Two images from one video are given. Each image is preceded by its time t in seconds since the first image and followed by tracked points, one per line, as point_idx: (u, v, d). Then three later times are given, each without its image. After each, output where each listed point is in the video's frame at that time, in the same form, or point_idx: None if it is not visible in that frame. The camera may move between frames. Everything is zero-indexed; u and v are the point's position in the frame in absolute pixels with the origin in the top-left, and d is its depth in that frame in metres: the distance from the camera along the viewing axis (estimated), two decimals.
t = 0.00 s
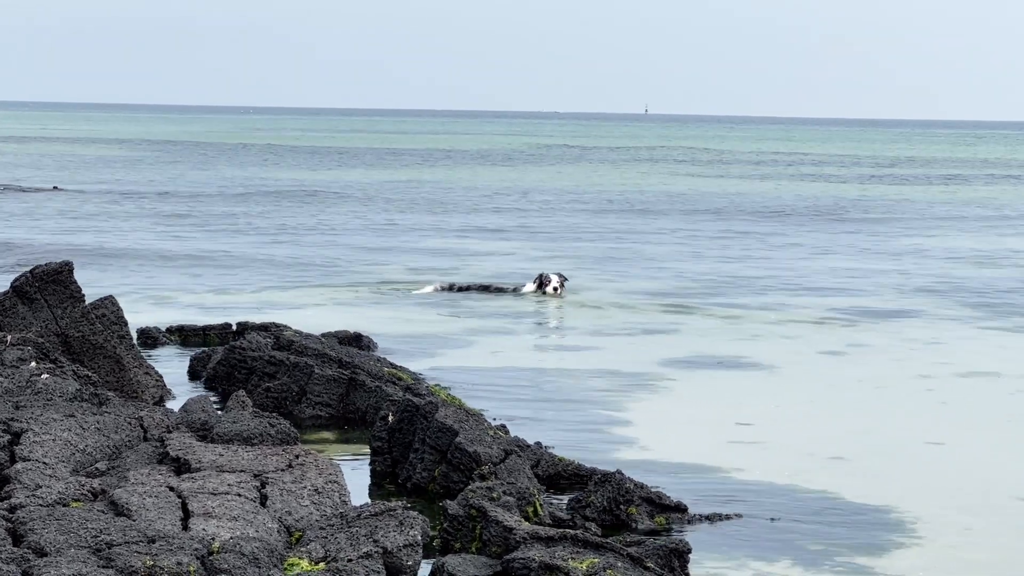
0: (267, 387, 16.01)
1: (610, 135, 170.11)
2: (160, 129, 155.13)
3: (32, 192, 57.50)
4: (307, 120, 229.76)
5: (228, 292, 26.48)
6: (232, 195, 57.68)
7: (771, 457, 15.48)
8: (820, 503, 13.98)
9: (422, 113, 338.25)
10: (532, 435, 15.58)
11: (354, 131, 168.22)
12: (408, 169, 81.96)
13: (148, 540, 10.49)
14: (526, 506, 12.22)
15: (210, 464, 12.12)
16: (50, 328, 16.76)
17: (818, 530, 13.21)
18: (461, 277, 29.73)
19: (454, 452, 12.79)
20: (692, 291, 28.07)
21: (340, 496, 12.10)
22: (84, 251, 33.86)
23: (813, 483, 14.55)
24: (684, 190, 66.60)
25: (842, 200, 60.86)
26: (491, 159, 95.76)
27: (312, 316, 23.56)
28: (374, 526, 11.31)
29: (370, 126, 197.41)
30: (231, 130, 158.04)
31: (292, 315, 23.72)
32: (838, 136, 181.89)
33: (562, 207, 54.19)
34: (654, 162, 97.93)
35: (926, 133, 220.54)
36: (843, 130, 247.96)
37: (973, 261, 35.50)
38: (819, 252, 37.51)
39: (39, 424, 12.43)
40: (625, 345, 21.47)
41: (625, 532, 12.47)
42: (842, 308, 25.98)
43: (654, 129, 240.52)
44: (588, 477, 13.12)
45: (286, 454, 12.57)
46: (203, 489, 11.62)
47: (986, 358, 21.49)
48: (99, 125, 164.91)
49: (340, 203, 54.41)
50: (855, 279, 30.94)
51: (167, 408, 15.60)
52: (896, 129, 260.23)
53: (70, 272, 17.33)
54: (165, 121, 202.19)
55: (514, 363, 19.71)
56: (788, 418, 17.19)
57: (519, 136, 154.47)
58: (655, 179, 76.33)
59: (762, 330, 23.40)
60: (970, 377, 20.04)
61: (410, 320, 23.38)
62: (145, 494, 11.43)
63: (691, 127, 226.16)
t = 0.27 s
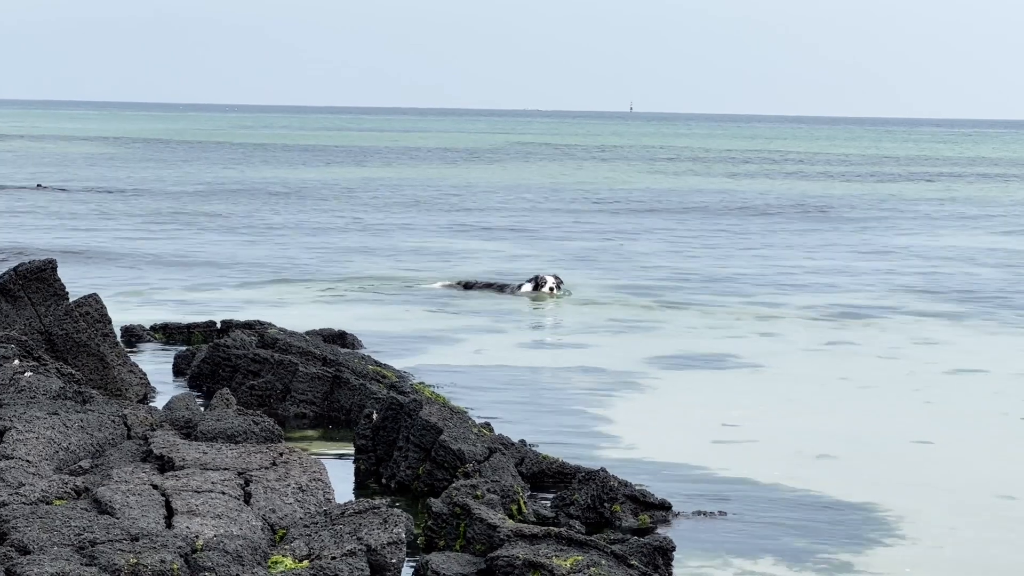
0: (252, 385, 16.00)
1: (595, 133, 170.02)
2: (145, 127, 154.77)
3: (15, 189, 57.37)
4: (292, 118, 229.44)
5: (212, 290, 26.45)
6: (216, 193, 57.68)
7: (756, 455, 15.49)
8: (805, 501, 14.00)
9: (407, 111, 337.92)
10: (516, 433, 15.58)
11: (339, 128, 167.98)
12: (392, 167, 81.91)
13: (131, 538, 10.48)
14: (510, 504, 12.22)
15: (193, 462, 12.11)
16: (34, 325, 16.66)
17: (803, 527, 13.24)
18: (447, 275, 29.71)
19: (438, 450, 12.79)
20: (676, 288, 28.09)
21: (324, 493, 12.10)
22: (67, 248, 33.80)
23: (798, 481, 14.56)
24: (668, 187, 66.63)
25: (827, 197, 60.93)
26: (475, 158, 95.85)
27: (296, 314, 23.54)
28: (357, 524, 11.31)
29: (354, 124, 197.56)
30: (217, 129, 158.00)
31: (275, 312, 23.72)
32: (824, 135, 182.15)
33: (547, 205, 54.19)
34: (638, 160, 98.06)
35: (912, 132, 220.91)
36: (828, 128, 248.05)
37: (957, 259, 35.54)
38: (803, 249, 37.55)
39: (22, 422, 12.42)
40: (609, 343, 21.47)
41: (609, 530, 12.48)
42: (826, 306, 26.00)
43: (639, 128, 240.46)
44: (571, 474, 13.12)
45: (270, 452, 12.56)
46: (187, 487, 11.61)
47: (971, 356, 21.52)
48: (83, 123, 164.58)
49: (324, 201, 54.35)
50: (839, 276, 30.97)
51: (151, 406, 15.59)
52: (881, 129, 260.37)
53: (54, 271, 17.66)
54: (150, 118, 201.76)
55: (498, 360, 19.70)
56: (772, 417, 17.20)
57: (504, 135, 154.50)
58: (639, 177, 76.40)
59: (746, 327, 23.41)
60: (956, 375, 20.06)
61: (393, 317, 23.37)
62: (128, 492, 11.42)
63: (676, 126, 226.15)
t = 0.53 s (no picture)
0: (237, 382, 15.98)
1: (581, 131, 169.92)
2: (131, 125, 154.47)
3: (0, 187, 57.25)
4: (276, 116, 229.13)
5: (198, 288, 26.42)
6: (201, 191, 57.56)
7: (741, 454, 15.49)
8: (792, 499, 14.00)
9: (392, 108, 337.73)
10: (502, 431, 15.59)
11: (325, 126, 167.76)
12: (377, 165, 81.78)
13: (116, 536, 10.46)
14: (496, 502, 12.23)
15: (178, 459, 12.11)
16: (18, 322, 16.58)
17: (789, 525, 13.26)
18: (432, 273, 29.70)
19: (424, 448, 12.79)
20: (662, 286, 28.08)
21: (309, 491, 12.10)
22: (52, 246, 33.74)
23: (784, 479, 14.57)
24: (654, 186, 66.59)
25: (813, 196, 60.91)
26: (460, 156, 95.69)
27: (282, 312, 23.53)
28: (343, 522, 11.31)
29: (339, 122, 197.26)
30: (201, 127, 157.78)
31: (261, 311, 23.68)
32: (811, 133, 182.00)
33: (532, 202, 54.12)
34: (622, 158, 97.98)
35: (897, 130, 220.99)
36: (813, 126, 248.20)
37: (943, 257, 35.55)
38: (789, 248, 37.52)
39: (7, 419, 12.41)
40: (595, 341, 21.47)
41: (595, 527, 12.49)
42: (811, 304, 26.02)
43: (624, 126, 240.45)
44: (557, 472, 13.12)
45: (256, 450, 12.56)
46: (172, 485, 11.60)
47: (958, 355, 21.54)
48: (67, 122, 164.26)
49: (310, 199, 54.28)
50: (824, 275, 30.96)
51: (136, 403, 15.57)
52: (866, 127, 260.62)
53: (38, 269, 17.60)
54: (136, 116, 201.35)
55: (483, 358, 19.69)
56: (759, 415, 17.20)
57: (489, 132, 154.27)
58: (625, 175, 76.34)
59: (731, 326, 23.41)
60: (943, 373, 20.08)
61: (379, 315, 23.35)
62: (113, 490, 11.41)
63: (661, 124, 226.17)
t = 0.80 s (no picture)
0: (224, 380, 15.98)
1: (573, 128, 169.78)
2: (122, 123, 154.22)
3: None
4: (268, 114, 228.86)
5: (186, 286, 26.40)
6: (191, 189, 57.54)
7: (730, 451, 15.51)
8: (780, 497, 14.01)
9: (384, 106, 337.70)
10: (489, 429, 15.60)
11: (316, 123, 167.59)
12: (367, 163, 81.75)
13: (102, 534, 10.46)
14: (483, 499, 12.23)
15: (165, 457, 12.11)
16: (5, 320, 16.56)
17: (775, 522, 13.28)
18: (422, 270, 29.69)
19: (411, 445, 12.79)
20: (652, 283, 28.08)
21: (296, 489, 12.10)
22: (42, 244, 33.69)
23: (773, 477, 14.58)
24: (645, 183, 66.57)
25: (803, 193, 60.91)
26: (450, 154, 95.66)
27: (270, 310, 23.51)
28: (330, 520, 11.31)
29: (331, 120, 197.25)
30: (191, 125, 157.72)
31: (250, 308, 23.68)
32: (802, 130, 182.07)
33: (523, 200, 54.11)
34: (613, 156, 97.95)
35: (888, 127, 221.08)
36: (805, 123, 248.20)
37: (933, 254, 35.56)
38: (779, 245, 37.54)
39: None
40: (584, 338, 21.47)
41: (582, 525, 12.49)
42: (800, 302, 26.03)
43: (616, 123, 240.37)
44: (544, 470, 13.12)
45: (243, 447, 12.56)
46: (159, 483, 11.61)
47: (947, 352, 21.55)
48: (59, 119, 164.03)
49: (301, 197, 54.22)
50: (814, 272, 30.97)
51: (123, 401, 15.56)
52: (858, 124, 260.66)
53: (25, 266, 17.35)
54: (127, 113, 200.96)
55: (471, 356, 19.69)
56: (747, 412, 17.21)
57: (480, 130, 154.21)
58: (615, 173, 76.32)
59: (720, 323, 23.42)
60: (932, 371, 20.10)
61: (367, 313, 23.34)
62: (100, 488, 11.41)
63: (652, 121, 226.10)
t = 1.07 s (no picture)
0: (213, 378, 15.98)
1: (564, 125, 169.80)
2: (112, 121, 153.99)
3: None
4: (257, 112, 228.74)
5: (176, 283, 26.39)
6: (179, 186, 57.50)
7: (721, 449, 15.52)
8: (772, 494, 14.02)
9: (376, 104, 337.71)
10: (477, 426, 15.60)
11: (307, 121, 167.40)
12: (355, 160, 81.75)
13: (91, 532, 10.46)
14: (472, 497, 12.24)
15: (154, 455, 12.11)
16: None
17: (764, 519, 13.29)
18: (410, 268, 29.69)
19: (400, 443, 12.81)
20: (640, 281, 28.12)
21: (285, 487, 12.11)
22: (30, 242, 33.67)
23: (763, 474, 14.59)
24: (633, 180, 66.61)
25: (792, 190, 60.97)
26: (438, 151, 95.67)
27: (259, 308, 23.53)
28: (319, 517, 11.32)
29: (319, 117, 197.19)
30: (179, 122, 157.72)
31: (239, 306, 23.68)
32: (791, 128, 182.25)
33: (512, 197, 54.13)
34: (602, 153, 98.00)
35: (878, 125, 221.20)
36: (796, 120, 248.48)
37: (921, 251, 35.61)
38: (767, 242, 37.60)
39: None
40: (573, 335, 21.48)
41: (571, 522, 12.51)
42: (788, 299, 26.07)
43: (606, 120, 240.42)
44: (533, 467, 13.13)
45: (232, 446, 12.56)
46: (148, 481, 11.61)
47: (937, 349, 21.58)
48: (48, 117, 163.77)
49: (290, 194, 54.21)
50: (802, 269, 31.00)
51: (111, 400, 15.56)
52: (849, 122, 260.83)
53: (13, 264, 17.52)
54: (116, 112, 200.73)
55: (461, 353, 19.70)
56: (737, 410, 17.22)
57: (471, 128, 154.20)
58: (603, 169, 76.36)
59: (708, 320, 23.43)
60: (922, 368, 20.11)
61: (356, 310, 23.36)
62: (89, 486, 11.41)
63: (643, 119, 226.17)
